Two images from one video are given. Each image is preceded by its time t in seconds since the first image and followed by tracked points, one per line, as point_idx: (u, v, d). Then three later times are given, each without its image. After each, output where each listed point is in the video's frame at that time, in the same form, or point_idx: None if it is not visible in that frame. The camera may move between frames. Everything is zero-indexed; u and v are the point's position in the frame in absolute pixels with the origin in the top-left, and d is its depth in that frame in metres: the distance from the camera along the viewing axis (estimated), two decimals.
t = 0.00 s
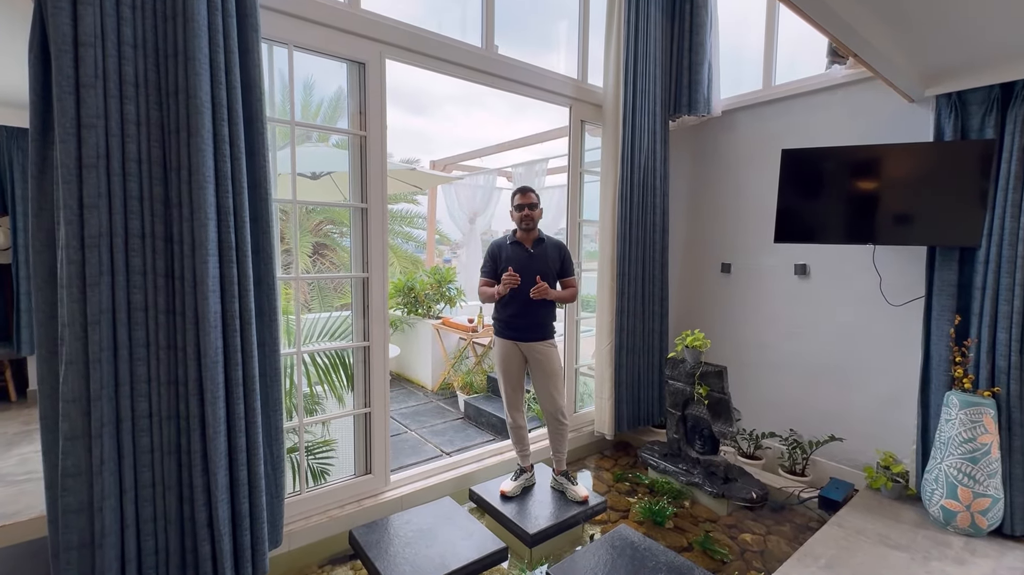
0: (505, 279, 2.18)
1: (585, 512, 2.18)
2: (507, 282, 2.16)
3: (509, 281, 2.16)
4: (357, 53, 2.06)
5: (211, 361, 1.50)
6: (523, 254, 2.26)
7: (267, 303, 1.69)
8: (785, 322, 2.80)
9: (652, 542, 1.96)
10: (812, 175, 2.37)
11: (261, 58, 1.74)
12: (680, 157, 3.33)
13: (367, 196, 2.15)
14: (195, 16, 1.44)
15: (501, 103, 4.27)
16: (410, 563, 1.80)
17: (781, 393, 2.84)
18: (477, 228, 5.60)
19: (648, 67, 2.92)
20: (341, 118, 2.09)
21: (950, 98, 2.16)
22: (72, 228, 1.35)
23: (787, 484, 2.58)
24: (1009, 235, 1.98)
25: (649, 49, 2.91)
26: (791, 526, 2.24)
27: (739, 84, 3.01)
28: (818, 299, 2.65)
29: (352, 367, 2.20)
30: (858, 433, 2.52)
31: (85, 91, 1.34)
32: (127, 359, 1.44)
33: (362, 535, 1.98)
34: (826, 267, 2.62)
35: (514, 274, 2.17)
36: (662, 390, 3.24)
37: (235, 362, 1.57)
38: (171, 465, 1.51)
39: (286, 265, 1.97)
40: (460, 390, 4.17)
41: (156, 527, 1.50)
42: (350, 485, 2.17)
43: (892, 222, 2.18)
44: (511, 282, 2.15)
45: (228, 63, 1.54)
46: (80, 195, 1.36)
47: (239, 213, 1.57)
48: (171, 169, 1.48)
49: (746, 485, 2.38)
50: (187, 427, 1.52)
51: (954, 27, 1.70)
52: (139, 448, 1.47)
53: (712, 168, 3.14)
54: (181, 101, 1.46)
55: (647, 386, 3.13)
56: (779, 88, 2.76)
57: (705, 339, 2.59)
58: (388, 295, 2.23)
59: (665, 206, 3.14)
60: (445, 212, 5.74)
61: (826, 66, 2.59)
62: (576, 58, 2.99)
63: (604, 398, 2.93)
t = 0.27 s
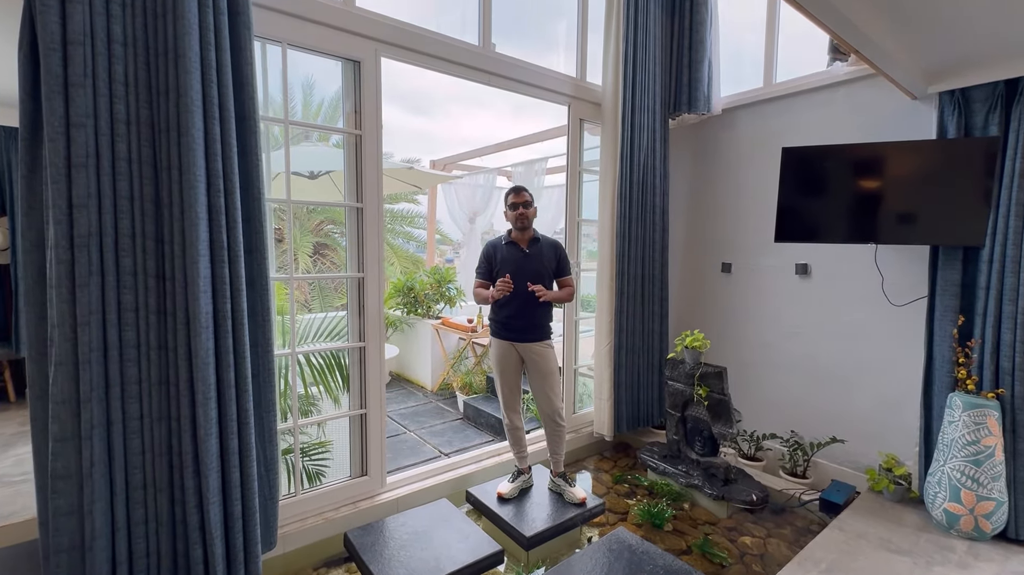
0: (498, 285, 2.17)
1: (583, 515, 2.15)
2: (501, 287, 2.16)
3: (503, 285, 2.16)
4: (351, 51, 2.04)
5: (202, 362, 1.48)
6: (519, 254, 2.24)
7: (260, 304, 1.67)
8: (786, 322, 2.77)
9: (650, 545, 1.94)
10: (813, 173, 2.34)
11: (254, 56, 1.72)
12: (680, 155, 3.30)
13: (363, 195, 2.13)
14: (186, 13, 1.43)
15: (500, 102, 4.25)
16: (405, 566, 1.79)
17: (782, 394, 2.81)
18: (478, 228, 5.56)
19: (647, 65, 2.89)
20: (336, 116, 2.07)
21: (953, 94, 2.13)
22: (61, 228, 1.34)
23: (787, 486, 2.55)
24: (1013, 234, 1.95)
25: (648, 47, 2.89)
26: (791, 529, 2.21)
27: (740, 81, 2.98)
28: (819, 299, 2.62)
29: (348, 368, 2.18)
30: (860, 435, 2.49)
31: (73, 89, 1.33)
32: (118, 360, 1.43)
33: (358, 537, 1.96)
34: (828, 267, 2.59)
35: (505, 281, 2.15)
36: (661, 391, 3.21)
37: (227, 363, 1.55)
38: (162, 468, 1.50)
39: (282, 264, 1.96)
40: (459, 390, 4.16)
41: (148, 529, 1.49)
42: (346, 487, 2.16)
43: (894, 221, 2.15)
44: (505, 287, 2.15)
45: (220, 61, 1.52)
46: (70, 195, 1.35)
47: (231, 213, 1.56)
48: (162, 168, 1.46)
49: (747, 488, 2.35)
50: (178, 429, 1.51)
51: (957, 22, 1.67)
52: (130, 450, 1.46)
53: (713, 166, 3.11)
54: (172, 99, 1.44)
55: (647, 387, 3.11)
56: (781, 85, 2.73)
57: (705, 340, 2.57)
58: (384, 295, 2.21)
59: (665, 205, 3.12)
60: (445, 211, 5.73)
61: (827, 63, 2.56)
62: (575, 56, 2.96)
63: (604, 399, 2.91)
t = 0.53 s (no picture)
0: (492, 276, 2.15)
1: (581, 517, 2.13)
2: (495, 276, 2.13)
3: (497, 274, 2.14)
4: (346, 50, 2.02)
5: (193, 363, 1.47)
6: (514, 253, 2.22)
7: (253, 304, 1.66)
8: (787, 323, 2.74)
9: (648, 549, 1.92)
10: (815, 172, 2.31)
11: (246, 55, 1.71)
12: (680, 153, 3.27)
13: (358, 195, 2.12)
14: (175, 11, 1.41)
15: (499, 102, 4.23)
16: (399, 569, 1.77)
17: (783, 395, 2.78)
18: (478, 228, 5.51)
19: (646, 63, 2.87)
20: (331, 115, 2.06)
21: (957, 91, 2.09)
22: (50, 228, 1.32)
23: (788, 488, 2.53)
24: (1018, 233, 1.91)
25: (648, 44, 2.86)
26: (791, 532, 2.18)
27: (740, 79, 2.94)
28: (821, 299, 2.59)
29: (343, 369, 2.16)
30: (862, 437, 2.46)
31: (61, 88, 1.31)
32: (107, 361, 1.41)
33: (352, 540, 1.94)
34: (829, 267, 2.56)
35: (500, 268, 2.14)
36: (661, 392, 3.18)
37: (218, 364, 1.54)
38: (153, 470, 1.49)
39: (276, 265, 1.95)
40: (459, 390, 4.15)
41: (138, 532, 1.47)
42: (341, 488, 2.14)
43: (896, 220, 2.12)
44: (499, 275, 2.13)
45: (210, 59, 1.51)
46: (58, 194, 1.33)
47: (222, 212, 1.54)
48: (152, 167, 1.45)
49: (747, 490, 2.32)
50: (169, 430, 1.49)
51: (959, 18, 1.64)
52: (120, 452, 1.44)
53: (713, 165, 3.08)
54: (161, 98, 1.43)
55: (646, 387, 3.08)
56: (782, 83, 2.69)
57: (704, 340, 2.54)
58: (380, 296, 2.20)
59: (664, 204, 3.09)
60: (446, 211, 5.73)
61: (829, 60, 2.52)
62: (574, 54, 2.94)
63: (603, 400, 2.88)
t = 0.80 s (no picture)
0: (490, 277, 2.14)
1: (579, 519, 2.12)
2: (493, 280, 2.11)
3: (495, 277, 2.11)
4: (341, 49, 2.01)
5: (185, 364, 1.46)
6: (510, 254, 2.21)
7: (247, 305, 1.65)
8: (789, 323, 2.71)
9: (646, 552, 1.90)
10: (817, 171, 2.29)
11: (240, 54, 1.70)
12: (682, 152, 3.24)
13: (354, 194, 2.10)
14: (167, 9, 1.40)
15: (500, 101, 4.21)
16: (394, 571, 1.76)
17: (785, 396, 2.75)
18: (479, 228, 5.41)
19: (646, 61, 2.84)
20: (327, 114, 2.04)
21: (961, 88, 2.05)
22: (41, 229, 1.32)
23: (789, 491, 2.50)
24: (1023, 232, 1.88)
25: (648, 42, 2.84)
26: (792, 535, 2.15)
27: (741, 77, 2.92)
28: (823, 299, 2.56)
29: (339, 369, 2.15)
30: (864, 439, 2.43)
31: (52, 87, 1.31)
32: (99, 362, 1.41)
33: (348, 542, 1.93)
34: (831, 266, 2.52)
35: (499, 271, 2.13)
36: (662, 393, 3.16)
37: (211, 365, 1.53)
38: (146, 471, 1.48)
39: (270, 265, 1.93)
40: (458, 390, 4.14)
41: (131, 534, 1.46)
42: (338, 490, 2.13)
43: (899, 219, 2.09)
44: (497, 278, 2.11)
45: (202, 58, 1.49)
46: (50, 194, 1.33)
47: (215, 212, 1.53)
48: (144, 167, 1.44)
49: (747, 493, 2.30)
50: (161, 432, 1.48)
51: (962, 13, 1.61)
52: (112, 454, 1.44)
53: (714, 164, 3.05)
54: (153, 97, 1.42)
55: (647, 388, 3.05)
56: (783, 81, 2.66)
57: (704, 341, 2.51)
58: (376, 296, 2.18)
59: (665, 203, 3.06)
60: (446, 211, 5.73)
61: (831, 57, 2.49)
62: (573, 53, 2.92)
63: (603, 401, 2.86)
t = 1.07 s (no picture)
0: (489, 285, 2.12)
1: (578, 521, 2.10)
2: (491, 293, 2.08)
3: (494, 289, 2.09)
4: (339, 48, 2.00)
5: (180, 364, 1.45)
6: (510, 254, 2.19)
7: (243, 305, 1.64)
8: (792, 323, 2.68)
9: (645, 554, 1.88)
10: (820, 169, 2.26)
11: (237, 53, 1.69)
12: (684, 151, 3.22)
13: (352, 194, 2.09)
14: (162, 8, 1.39)
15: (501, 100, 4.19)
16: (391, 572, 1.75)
17: (788, 397, 2.72)
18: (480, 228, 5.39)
19: (647, 59, 2.82)
20: (325, 113, 2.03)
21: (966, 84, 2.03)
22: (35, 228, 1.31)
23: (791, 492, 2.46)
24: None
25: (649, 40, 2.81)
26: (794, 538, 2.13)
27: (743, 75, 2.89)
28: (826, 299, 2.53)
29: (337, 369, 2.15)
30: (868, 440, 2.40)
31: (46, 86, 1.30)
32: (94, 362, 1.40)
33: (345, 542, 1.92)
34: (834, 266, 2.50)
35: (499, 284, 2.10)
36: (663, 393, 3.14)
37: (207, 365, 1.52)
38: (141, 471, 1.47)
39: (267, 265, 1.92)
40: (459, 391, 4.13)
41: (126, 534, 1.46)
42: (336, 490, 2.12)
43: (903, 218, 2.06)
44: (496, 291, 2.08)
45: (197, 57, 1.49)
46: (44, 194, 1.32)
47: (210, 212, 1.52)
48: (139, 166, 1.44)
49: (749, 495, 2.28)
50: (157, 432, 1.48)
51: (967, 8, 1.58)
52: (108, 454, 1.43)
53: (716, 163, 3.02)
54: (148, 96, 1.41)
55: (648, 389, 3.03)
56: (786, 78, 2.64)
57: (705, 341, 2.49)
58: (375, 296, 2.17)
59: (666, 203, 3.04)
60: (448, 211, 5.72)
61: (834, 54, 2.46)
62: (573, 51, 2.90)
63: (603, 401, 2.84)
